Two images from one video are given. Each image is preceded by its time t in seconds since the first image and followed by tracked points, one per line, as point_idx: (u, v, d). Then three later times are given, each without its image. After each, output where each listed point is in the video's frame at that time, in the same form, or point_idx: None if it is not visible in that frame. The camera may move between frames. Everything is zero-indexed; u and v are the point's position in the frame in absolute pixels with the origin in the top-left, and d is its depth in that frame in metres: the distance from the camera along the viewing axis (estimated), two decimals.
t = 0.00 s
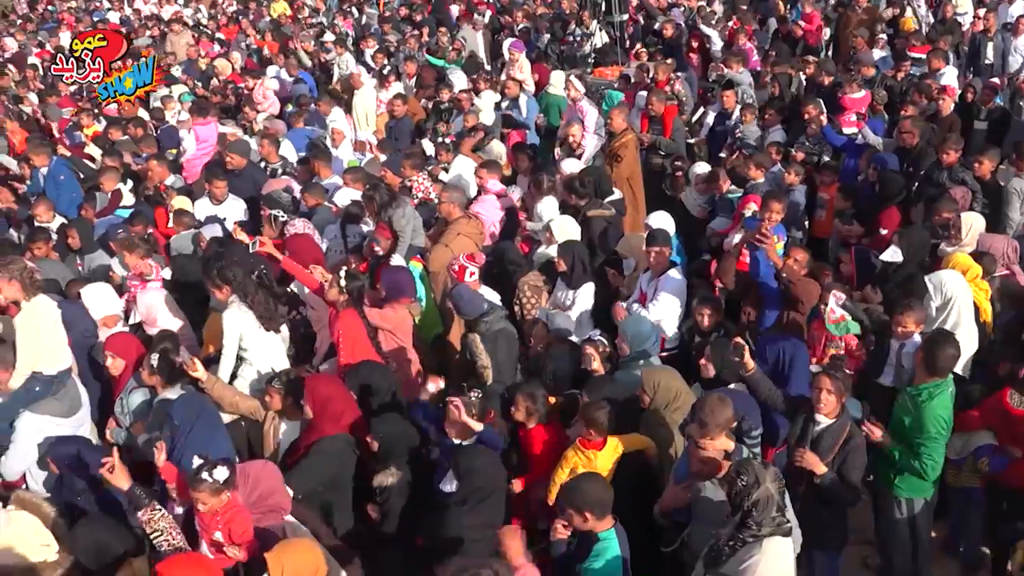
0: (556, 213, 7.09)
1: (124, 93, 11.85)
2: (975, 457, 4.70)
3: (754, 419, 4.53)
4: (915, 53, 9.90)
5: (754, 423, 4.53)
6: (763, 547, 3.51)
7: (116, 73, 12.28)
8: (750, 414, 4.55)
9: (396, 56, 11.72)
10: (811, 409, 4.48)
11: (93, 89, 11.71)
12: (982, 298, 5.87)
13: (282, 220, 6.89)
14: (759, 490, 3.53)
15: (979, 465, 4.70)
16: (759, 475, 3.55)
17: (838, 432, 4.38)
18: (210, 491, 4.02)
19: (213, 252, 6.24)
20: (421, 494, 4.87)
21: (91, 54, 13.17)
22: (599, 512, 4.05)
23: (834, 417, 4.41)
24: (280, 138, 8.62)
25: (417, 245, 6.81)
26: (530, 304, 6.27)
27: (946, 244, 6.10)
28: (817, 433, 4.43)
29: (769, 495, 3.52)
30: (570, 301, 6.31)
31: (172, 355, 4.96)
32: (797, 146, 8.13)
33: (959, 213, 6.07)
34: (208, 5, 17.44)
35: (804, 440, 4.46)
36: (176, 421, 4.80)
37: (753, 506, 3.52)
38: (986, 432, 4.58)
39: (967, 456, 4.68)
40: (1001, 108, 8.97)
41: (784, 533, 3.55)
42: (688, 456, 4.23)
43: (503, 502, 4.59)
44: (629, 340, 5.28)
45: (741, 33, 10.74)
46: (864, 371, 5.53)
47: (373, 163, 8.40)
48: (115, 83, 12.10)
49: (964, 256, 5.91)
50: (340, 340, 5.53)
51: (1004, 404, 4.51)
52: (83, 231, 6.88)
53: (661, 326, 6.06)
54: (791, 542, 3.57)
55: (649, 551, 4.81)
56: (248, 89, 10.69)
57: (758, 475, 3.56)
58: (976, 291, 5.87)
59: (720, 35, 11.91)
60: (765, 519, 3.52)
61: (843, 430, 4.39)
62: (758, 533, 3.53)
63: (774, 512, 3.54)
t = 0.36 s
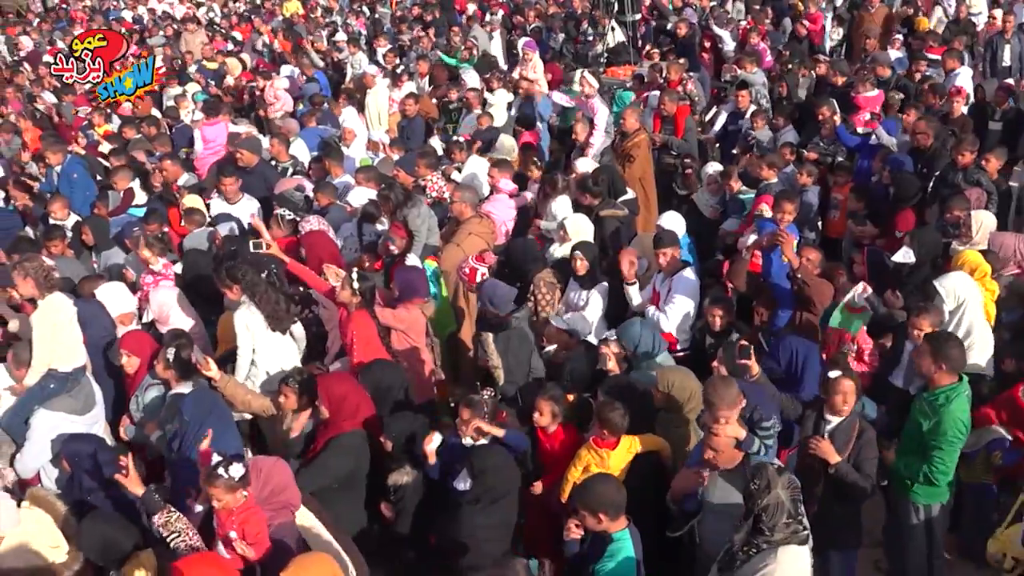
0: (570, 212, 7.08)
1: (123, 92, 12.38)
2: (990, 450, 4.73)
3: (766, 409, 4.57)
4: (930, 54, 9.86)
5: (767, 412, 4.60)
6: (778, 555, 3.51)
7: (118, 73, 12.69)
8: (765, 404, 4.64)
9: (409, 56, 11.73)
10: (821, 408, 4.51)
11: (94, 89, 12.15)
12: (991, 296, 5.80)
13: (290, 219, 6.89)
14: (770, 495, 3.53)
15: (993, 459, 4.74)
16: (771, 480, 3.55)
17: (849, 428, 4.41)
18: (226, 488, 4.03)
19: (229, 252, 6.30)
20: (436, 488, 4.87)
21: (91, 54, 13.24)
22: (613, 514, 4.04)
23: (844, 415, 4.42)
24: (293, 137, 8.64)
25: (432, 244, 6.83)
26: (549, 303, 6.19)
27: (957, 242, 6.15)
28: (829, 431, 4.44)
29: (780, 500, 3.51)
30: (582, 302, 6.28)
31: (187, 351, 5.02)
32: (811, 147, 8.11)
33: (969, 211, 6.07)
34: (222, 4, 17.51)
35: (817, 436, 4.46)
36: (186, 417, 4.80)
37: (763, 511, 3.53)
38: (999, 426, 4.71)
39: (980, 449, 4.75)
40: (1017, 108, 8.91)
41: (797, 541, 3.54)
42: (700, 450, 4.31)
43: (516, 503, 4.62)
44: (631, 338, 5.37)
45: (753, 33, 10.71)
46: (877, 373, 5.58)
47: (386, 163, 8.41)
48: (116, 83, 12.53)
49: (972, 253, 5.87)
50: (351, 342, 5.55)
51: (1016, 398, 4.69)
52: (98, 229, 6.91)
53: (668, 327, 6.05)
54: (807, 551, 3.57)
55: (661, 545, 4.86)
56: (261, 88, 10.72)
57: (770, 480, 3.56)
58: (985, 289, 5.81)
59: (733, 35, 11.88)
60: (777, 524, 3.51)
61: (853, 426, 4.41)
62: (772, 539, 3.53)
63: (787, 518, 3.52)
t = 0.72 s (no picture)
0: (585, 210, 7.06)
1: (124, 93, 12.44)
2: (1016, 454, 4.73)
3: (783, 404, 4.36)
4: (947, 56, 9.80)
5: (781, 406, 4.46)
6: (793, 561, 3.51)
7: (117, 73, 12.67)
8: (782, 402, 4.55)
9: (423, 56, 11.74)
10: (836, 410, 4.49)
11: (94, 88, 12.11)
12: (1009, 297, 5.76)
13: (311, 215, 6.95)
14: (782, 502, 3.54)
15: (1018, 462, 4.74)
16: (784, 487, 3.56)
17: (867, 430, 4.41)
18: (244, 484, 4.06)
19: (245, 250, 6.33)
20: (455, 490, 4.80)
21: (90, 54, 12.80)
22: (628, 516, 4.02)
23: (860, 417, 4.40)
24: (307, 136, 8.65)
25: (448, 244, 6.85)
26: (569, 302, 6.34)
27: (974, 244, 6.07)
28: (848, 435, 4.42)
29: (793, 507, 3.52)
30: (598, 302, 6.23)
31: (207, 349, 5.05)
32: (826, 150, 8.08)
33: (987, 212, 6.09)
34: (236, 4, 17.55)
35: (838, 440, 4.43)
36: (192, 413, 4.92)
37: (776, 517, 3.54)
38: None
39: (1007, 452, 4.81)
40: None
41: (812, 547, 3.54)
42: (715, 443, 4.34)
43: (530, 503, 4.64)
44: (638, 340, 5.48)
45: (768, 34, 10.66)
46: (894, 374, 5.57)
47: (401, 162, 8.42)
48: (115, 83, 12.54)
49: (988, 256, 5.85)
50: (365, 343, 5.54)
51: None
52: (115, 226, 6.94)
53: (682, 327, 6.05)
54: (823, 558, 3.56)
55: (677, 548, 4.84)
56: (276, 87, 10.75)
57: (782, 487, 3.57)
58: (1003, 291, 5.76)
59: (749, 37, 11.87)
60: (791, 531, 3.52)
61: (870, 427, 4.42)
62: (786, 546, 3.53)
63: (800, 524, 3.53)
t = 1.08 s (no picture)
0: (603, 208, 7.06)
1: (124, 94, 12.06)
2: None
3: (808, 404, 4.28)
4: (967, 58, 9.74)
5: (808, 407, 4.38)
6: (813, 562, 3.50)
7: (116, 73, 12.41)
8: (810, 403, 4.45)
9: (441, 55, 11.76)
10: (855, 412, 4.45)
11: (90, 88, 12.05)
12: None
13: (333, 213, 6.99)
14: (807, 502, 3.50)
15: None
16: (808, 487, 3.52)
17: (887, 433, 4.37)
18: (263, 485, 4.05)
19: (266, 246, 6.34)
20: (472, 491, 4.86)
21: (90, 55, 13.15)
22: (647, 516, 4.01)
23: (880, 420, 4.38)
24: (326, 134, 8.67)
25: (467, 244, 6.85)
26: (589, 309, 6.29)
27: (996, 247, 6.03)
28: (869, 438, 4.39)
29: (818, 508, 3.50)
30: (617, 300, 6.24)
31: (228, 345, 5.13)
32: (846, 152, 8.04)
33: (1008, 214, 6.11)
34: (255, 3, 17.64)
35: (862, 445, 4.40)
36: (205, 404, 5.03)
37: (800, 518, 3.50)
38: None
39: None
40: None
41: (833, 549, 3.53)
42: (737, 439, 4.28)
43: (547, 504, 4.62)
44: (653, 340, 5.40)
45: (786, 36, 10.63)
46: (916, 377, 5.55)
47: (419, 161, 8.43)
48: (115, 83, 12.27)
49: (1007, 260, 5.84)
50: (383, 342, 5.57)
51: None
52: (136, 222, 6.98)
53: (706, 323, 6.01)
54: (842, 559, 3.55)
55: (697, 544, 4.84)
56: (294, 86, 10.79)
57: (807, 488, 3.53)
58: None
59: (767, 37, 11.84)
60: (814, 532, 3.50)
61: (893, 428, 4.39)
62: (808, 546, 3.52)
63: (824, 525, 3.52)
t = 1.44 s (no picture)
0: (625, 206, 7.02)
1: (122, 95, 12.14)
2: None
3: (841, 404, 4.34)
4: (991, 58, 9.67)
5: (842, 407, 4.41)
6: (830, 565, 3.50)
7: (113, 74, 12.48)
8: (849, 407, 4.45)
9: (462, 53, 11.77)
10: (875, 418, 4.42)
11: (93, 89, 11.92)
12: None
13: (351, 213, 6.98)
14: (842, 510, 3.51)
15: None
16: (843, 495, 3.53)
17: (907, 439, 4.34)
18: (279, 480, 4.04)
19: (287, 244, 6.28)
20: (491, 488, 4.77)
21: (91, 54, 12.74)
22: (668, 515, 3.98)
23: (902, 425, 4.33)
24: (347, 132, 8.70)
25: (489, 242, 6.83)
26: (612, 310, 6.32)
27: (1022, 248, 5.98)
28: (889, 441, 4.37)
29: (854, 514, 3.51)
30: (638, 300, 6.25)
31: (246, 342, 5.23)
32: (868, 152, 7.99)
33: None
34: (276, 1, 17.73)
35: (877, 449, 4.40)
36: (223, 399, 5.03)
37: (835, 526, 3.49)
38: None
39: None
40: None
41: (853, 551, 3.53)
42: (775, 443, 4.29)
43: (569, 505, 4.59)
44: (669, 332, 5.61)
45: (809, 35, 10.59)
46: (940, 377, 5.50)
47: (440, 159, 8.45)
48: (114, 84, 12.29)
49: None
50: (405, 342, 5.56)
51: None
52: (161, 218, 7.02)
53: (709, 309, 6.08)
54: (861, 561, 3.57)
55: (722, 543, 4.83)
56: (316, 84, 10.84)
57: (841, 495, 3.53)
58: None
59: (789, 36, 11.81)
60: (841, 539, 3.50)
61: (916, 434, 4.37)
62: (827, 551, 3.52)
63: (852, 531, 3.52)
